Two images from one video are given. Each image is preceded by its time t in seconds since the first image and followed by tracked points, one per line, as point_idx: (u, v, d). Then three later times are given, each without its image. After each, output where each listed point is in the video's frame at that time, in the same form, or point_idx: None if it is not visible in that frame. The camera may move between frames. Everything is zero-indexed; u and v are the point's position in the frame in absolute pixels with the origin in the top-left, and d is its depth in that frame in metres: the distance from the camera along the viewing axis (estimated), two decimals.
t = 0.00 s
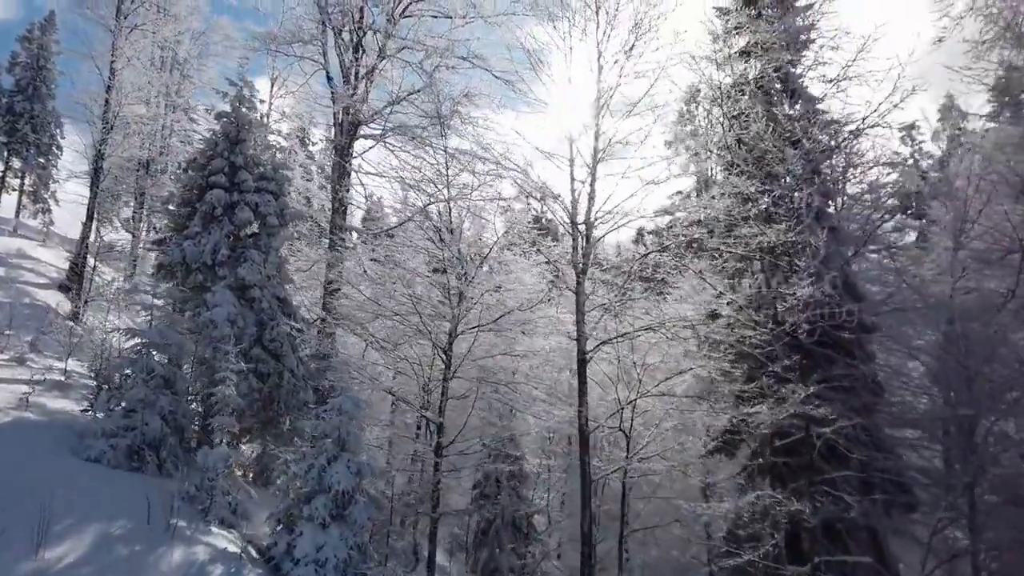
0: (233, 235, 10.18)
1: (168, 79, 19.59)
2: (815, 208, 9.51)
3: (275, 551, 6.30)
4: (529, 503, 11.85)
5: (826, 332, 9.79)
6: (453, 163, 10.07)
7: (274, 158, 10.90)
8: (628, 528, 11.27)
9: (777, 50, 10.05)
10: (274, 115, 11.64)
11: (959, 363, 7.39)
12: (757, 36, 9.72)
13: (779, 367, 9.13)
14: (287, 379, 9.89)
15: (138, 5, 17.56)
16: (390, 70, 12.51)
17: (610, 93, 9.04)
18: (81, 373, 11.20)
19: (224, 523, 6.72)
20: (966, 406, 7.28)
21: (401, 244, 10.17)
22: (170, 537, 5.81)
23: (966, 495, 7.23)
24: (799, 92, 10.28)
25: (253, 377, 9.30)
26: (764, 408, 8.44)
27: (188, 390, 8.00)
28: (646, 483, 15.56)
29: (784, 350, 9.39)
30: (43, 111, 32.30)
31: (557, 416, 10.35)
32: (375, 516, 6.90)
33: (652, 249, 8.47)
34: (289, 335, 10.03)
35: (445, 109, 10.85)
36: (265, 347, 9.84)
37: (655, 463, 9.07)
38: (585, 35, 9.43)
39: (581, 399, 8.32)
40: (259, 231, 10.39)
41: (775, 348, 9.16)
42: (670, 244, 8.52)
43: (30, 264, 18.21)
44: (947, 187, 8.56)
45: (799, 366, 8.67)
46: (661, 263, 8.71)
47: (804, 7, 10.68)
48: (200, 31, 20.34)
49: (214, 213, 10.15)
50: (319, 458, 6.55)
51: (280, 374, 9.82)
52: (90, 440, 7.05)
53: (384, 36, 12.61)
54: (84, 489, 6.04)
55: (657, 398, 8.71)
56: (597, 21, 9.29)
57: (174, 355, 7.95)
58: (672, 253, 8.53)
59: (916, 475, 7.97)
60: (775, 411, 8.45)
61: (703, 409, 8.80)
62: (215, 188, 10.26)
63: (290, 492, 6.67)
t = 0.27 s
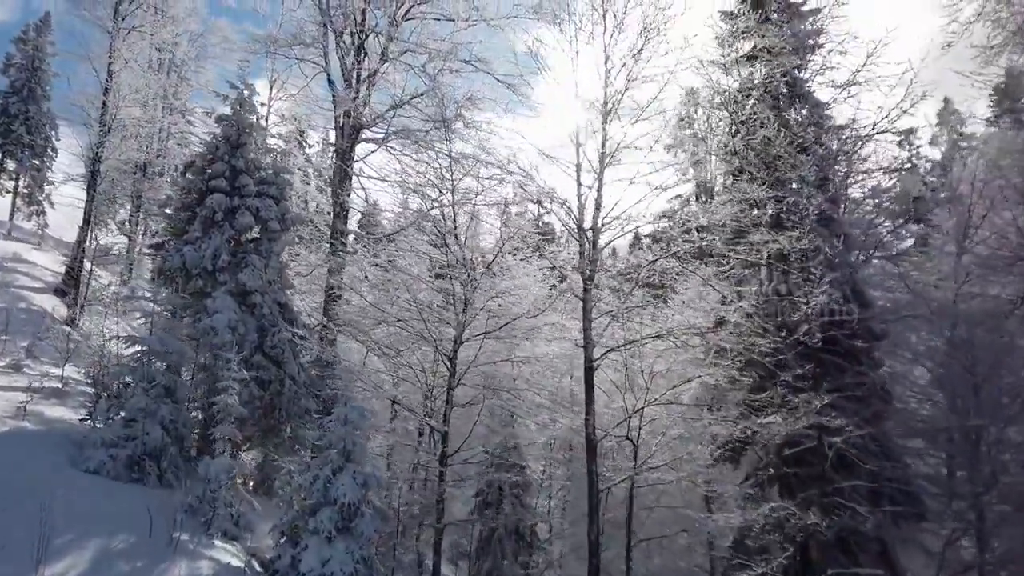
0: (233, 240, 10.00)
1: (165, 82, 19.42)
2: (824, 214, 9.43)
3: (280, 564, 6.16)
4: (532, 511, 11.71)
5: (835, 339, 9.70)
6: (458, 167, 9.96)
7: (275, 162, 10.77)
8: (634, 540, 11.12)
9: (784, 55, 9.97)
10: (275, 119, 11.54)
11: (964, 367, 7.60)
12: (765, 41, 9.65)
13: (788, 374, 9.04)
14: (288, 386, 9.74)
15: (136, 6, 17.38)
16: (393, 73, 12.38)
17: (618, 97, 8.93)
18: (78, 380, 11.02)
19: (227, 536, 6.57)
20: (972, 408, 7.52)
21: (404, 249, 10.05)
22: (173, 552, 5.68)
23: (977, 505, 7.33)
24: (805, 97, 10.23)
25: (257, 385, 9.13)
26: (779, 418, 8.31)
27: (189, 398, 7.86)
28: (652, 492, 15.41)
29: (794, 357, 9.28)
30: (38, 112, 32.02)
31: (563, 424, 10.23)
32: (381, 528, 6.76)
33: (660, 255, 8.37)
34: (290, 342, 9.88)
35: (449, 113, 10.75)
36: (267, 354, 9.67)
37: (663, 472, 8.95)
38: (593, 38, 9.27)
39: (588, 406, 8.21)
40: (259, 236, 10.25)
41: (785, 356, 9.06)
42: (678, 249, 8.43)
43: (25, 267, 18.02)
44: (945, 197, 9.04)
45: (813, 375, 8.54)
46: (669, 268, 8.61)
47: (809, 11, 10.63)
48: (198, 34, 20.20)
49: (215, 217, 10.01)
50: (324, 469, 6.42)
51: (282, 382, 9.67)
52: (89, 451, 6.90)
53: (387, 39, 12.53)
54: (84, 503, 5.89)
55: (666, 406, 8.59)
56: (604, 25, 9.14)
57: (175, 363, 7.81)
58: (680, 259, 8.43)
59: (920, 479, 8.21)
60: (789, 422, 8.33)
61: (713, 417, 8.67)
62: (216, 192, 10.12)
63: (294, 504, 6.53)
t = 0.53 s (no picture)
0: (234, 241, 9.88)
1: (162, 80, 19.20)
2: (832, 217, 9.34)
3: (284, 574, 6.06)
4: (534, 516, 11.62)
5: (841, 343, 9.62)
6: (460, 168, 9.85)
7: (276, 163, 10.65)
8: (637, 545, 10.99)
9: (790, 56, 9.90)
10: (276, 119, 11.45)
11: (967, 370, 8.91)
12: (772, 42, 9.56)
13: (795, 379, 8.96)
14: (289, 390, 9.62)
15: (133, 5, 17.18)
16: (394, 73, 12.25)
17: (624, 99, 8.80)
18: (75, 383, 10.88)
19: (230, 545, 6.47)
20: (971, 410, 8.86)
21: (408, 252, 9.97)
22: (175, 563, 5.59)
23: (982, 510, 8.96)
24: (811, 98, 10.15)
25: (258, 390, 9.00)
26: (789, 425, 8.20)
27: (190, 404, 7.75)
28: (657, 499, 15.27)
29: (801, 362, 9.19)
30: (32, 111, 31.69)
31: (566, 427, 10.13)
32: (386, 537, 6.67)
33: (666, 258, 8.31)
34: (292, 346, 9.77)
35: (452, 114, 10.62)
36: (267, 358, 9.56)
37: (669, 478, 8.88)
38: (599, 38, 9.04)
39: (594, 411, 8.12)
40: (260, 238, 10.06)
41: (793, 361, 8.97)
42: (685, 253, 8.35)
43: (22, 268, 17.84)
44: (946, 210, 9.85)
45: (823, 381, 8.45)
46: (675, 272, 8.53)
47: (815, 12, 10.55)
48: (196, 32, 20.00)
49: (216, 219, 9.89)
50: (329, 477, 6.33)
51: (283, 386, 9.56)
52: (89, 457, 6.79)
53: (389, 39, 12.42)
54: (85, 511, 5.79)
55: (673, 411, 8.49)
56: (612, 25, 8.94)
57: (176, 367, 7.70)
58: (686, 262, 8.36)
59: (929, 483, 9.19)
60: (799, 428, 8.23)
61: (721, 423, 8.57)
62: (216, 193, 10.00)
63: (298, 513, 6.44)
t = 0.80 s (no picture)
0: (234, 244, 9.75)
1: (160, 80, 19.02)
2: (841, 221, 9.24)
3: None
4: (538, 522, 11.50)
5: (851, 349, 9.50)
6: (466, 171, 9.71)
7: (277, 164, 10.51)
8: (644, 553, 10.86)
9: (797, 58, 9.83)
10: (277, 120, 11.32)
11: (972, 375, 8.95)
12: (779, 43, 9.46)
13: (804, 385, 8.86)
14: (291, 396, 9.47)
15: (131, 4, 17.01)
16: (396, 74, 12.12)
17: (632, 102, 8.72)
18: (72, 387, 10.72)
19: (232, 557, 6.34)
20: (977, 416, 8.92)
21: (412, 256, 9.83)
22: None
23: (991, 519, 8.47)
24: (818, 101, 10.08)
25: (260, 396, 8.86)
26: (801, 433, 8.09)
27: (191, 410, 7.62)
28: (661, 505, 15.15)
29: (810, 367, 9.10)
30: (27, 110, 31.42)
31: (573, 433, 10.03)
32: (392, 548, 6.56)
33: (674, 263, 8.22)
34: (293, 350, 9.63)
35: (456, 115, 10.49)
36: (269, 363, 9.42)
37: (676, 485, 8.78)
38: (606, 40, 8.97)
39: (602, 418, 8.01)
40: (261, 240, 9.91)
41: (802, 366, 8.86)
42: (692, 257, 8.27)
43: (17, 270, 17.64)
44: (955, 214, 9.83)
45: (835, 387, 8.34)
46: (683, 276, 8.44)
47: (822, 14, 10.48)
48: (194, 31, 19.84)
49: (216, 221, 9.76)
50: (334, 487, 6.20)
51: (285, 391, 9.41)
52: (89, 466, 6.68)
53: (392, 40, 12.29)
54: (87, 523, 5.73)
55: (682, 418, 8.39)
56: (619, 27, 8.87)
57: (176, 373, 7.56)
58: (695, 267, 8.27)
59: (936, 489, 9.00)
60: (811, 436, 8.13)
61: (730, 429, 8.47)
62: (217, 195, 9.86)
63: (303, 524, 6.31)
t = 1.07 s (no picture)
0: (235, 247, 9.61)
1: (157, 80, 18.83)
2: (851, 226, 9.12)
3: None
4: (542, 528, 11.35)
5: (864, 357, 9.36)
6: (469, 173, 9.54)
7: (278, 166, 10.37)
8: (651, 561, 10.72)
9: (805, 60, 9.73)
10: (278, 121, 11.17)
11: (978, 380, 8.63)
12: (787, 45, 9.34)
13: (814, 392, 8.75)
14: (293, 401, 9.32)
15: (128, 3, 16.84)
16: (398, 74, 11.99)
17: (640, 105, 8.62)
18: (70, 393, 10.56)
19: (237, 569, 6.20)
20: (983, 420, 8.57)
21: (417, 260, 9.71)
22: None
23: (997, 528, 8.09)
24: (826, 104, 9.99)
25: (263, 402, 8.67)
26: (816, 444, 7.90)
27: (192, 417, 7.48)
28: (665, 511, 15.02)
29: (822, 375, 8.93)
30: (21, 109, 31.14)
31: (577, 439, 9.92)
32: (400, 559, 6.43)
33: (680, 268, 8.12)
34: (295, 355, 9.49)
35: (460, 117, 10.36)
36: (270, 368, 9.27)
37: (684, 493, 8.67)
38: (613, 42, 8.88)
39: (609, 424, 7.92)
40: (262, 244, 9.79)
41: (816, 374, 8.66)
42: (702, 263, 8.15)
43: (12, 271, 17.42)
44: (958, 216, 9.67)
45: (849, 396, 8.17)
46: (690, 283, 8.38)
47: (829, 16, 10.40)
48: (191, 31, 19.66)
49: (217, 224, 9.60)
50: (341, 497, 6.08)
51: (287, 397, 9.25)
52: (89, 476, 6.54)
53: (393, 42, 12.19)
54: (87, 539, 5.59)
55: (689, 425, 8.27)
56: (627, 29, 8.78)
57: (177, 379, 7.41)
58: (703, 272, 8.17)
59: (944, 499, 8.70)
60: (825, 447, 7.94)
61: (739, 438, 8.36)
62: (217, 198, 9.72)
63: (308, 535, 6.19)
